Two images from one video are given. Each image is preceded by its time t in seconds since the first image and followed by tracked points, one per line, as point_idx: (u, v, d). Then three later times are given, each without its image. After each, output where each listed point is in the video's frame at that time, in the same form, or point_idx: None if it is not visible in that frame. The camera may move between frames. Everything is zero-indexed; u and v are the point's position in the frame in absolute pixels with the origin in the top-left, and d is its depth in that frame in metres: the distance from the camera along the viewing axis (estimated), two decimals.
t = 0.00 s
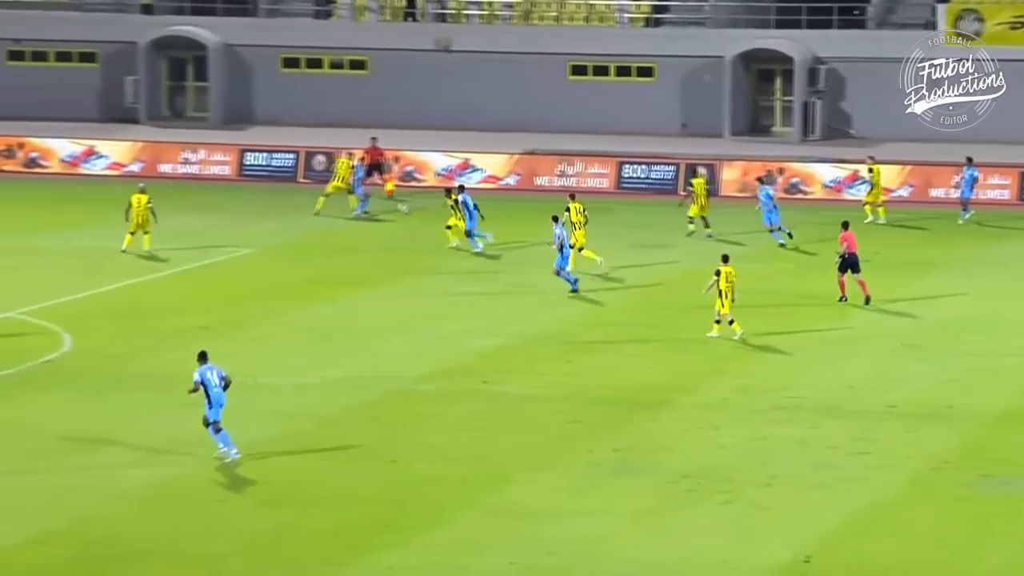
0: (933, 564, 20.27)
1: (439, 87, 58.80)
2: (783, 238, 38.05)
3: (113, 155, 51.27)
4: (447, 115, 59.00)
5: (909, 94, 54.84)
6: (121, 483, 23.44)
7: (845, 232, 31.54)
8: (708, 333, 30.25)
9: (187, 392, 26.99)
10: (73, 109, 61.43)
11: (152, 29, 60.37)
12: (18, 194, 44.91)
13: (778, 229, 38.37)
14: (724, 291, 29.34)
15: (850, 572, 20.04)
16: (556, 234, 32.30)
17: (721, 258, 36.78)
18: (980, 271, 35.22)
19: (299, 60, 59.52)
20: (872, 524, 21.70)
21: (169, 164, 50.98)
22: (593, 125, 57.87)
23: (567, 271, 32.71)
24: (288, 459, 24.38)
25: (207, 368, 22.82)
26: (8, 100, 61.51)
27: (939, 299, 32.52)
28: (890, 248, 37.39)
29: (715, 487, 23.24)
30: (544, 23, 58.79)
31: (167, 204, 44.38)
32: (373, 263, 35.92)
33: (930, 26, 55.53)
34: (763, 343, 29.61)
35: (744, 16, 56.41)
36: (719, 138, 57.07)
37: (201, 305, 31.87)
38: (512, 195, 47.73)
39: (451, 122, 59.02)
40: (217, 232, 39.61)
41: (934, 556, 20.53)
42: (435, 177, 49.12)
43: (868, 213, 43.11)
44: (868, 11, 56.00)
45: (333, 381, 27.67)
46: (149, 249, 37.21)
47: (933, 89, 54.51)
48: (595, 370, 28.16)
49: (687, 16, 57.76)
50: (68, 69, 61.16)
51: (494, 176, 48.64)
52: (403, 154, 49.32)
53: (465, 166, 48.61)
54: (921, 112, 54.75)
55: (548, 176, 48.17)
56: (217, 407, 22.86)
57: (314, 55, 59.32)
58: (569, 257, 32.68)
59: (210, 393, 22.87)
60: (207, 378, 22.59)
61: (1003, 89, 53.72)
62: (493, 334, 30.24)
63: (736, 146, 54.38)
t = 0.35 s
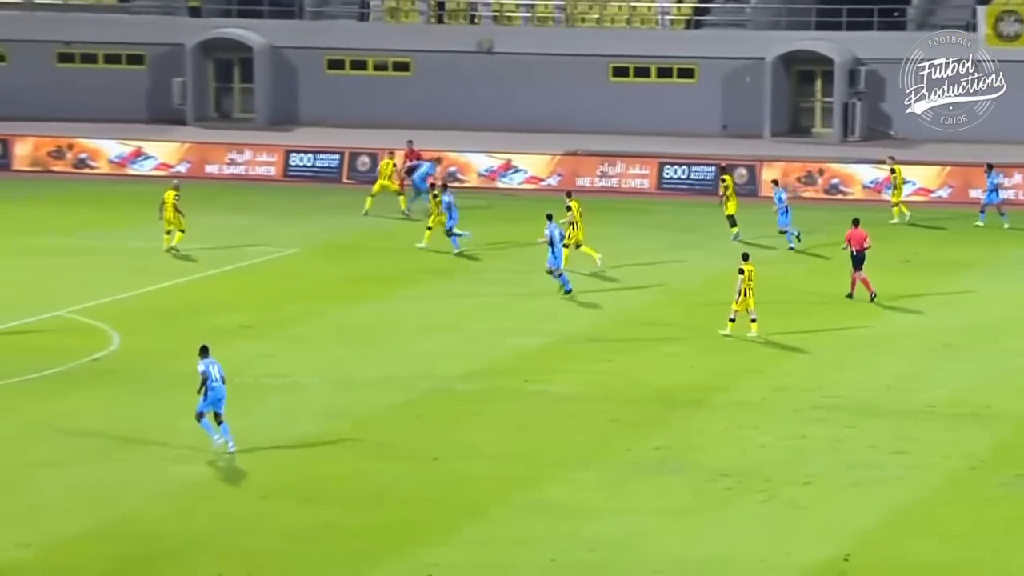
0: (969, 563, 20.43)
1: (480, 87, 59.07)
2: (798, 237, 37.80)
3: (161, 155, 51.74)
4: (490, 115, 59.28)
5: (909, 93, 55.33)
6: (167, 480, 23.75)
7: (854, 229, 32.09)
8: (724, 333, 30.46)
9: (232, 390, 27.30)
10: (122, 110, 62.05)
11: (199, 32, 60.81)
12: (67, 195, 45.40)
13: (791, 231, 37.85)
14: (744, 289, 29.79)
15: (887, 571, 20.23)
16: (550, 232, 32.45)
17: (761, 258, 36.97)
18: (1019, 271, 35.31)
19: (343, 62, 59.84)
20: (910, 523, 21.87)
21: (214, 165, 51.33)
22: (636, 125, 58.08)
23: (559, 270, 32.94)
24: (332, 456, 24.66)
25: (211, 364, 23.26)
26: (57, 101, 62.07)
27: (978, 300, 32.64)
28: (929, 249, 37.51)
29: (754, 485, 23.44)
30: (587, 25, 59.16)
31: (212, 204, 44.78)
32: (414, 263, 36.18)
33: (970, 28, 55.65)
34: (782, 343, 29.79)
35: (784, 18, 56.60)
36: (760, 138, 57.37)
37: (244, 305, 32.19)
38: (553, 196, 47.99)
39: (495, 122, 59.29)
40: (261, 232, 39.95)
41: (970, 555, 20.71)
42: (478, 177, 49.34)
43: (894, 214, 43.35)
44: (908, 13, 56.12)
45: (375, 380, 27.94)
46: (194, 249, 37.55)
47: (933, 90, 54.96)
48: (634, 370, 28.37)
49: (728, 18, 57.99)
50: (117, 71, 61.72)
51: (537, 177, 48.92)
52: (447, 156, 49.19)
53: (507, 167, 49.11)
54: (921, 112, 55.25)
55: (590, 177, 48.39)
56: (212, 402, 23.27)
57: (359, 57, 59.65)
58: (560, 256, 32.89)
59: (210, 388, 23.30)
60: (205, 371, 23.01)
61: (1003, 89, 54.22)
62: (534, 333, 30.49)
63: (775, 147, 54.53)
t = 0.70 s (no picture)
0: (994, 563, 20.53)
1: (508, 88, 59.34)
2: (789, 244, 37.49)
3: (190, 156, 52.15)
4: (517, 116, 59.53)
5: (909, 93, 55.81)
6: (197, 478, 23.96)
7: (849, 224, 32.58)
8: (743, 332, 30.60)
9: (262, 389, 27.52)
10: (153, 111, 62.41)
11: (229, 34, 61.06)
12: (99, 195, 45.76)
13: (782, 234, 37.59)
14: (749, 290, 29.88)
15: (912, 570, 20.33)
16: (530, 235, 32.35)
17: (789, 258, 37.11)
18: None
19: (372, 64, 60.12)
20: (935, 522, 21.97)
21: (245, 166, 51.71)
22: (661, 126, 58.25)
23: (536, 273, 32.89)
24: (360, 455, 24.85)
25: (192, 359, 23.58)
26: (89, 103, 62.44)
27: (1004, 300, 32.73)
28: (955, 250, 37.57)
29: (779, 485, 23.56)
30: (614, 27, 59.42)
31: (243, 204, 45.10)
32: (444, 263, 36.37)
33: (996, 29, 55.68)
34: (785, 343, 29.95)
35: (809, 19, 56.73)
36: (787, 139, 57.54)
37: (273, 304, 32.42)
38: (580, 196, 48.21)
39: (524, 123, 59.53)
40: (290, 232, 40.22)
41: (994, 555, 20.81)
42: (505, 178, 49.41)
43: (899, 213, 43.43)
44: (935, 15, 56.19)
45: (403, 379, 28.13)
46: (223, 250, 37.81)
47: (933, 90, 55.34)
48: (661, 369, 28.52)
49: (756, 19, 58.15)
50: (148, 73, 62.07)
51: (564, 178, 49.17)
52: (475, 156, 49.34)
53: (535, 167, 49.18)
54: (921, 112, 55.69)
55: (617, 178, 48.58)
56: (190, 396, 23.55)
57: (389, 59, 59.87)
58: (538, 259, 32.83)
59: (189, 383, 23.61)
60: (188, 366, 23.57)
61: (1002, 89, 54.35)
62: (560, 333, 30.65)
63: (801, 148, 54.67)
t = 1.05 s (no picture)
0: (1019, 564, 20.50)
1: (530, 89, 59.44)
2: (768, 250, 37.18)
3: (213, 156, 52.20)
4: (539, 117, 59.63)
5: (909, 93, 55.58)
6: (220, 477, 24.00)
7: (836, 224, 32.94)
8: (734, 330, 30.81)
9: (284, 389, 27.56)
10: (175, 111, 62.58)
11: (251, 34, 61.11)
12: (121, 195, 45.89)
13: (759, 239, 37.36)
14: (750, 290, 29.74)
15: (935, 570, 20.32)
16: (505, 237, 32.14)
17: (811, 258, 37.13)
18: None
19: (394, 64, 60.20)
20: (959, 522, 21.95)
21: (267, 165, 51.74)
22: (682, 126, 58.35)
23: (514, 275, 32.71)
24: (383, 454, 24.88)
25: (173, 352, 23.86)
26: (113, 102, 62.65)
27: None
28: (977, 251, 37.52)
29: (802, 485, 23.54)
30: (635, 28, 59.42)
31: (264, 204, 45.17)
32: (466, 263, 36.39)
33: (1019, 29, 55.61)
34: (786, 343, 29.96)
35: (830, 19, 56.55)
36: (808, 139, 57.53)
37: (295, 304, 32.47)
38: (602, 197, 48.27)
39: (547, 123, 59.63)
40: (311, 232, 40.26)
41: (1020, 555, 20.78)
42: (526, 178, 49.55)
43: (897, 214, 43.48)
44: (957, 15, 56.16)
45: (425, 378, 28.16)
46: (244, 249, 37.84)
47: (933, 89, 55.56)
48: (682, 369, 28.52)
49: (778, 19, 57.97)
50: (171, 73, 62.25)
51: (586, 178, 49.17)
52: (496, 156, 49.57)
53: (556, 167, 49.29)
54: (921, 111, 55.66)
55: (639, 178, 48.61)
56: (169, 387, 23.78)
57: (410, 59, 59.97)
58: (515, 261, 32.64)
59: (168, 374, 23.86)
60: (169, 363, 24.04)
61: (1002, 89, 54.77)
62: (581, 333, 30.67)
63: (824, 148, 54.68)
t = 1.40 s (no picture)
0: None
1: (548, 88, 59.48)
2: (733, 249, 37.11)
3: (231, 157, 52.30)
4: (557, 117, 59.68)
5: (908, 93, 55.28)
6: (238, 477, 24.02)
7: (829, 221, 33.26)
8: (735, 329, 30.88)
9: (302, 389, 27.57)
10: (194, 111, 62.71)
11: (269, 34, 61.14)
12: (139, 195, 45.95)
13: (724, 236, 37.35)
14: (749, 287, 30.05)
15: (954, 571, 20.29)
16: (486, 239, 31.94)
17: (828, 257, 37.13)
18: None
19: (412, 64, 60.22)
20: (977, 523, 21.92)
21: (284, 166, 51.79)
22: (700, 126, 58.40)
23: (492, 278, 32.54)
24: (401, 454, 24.89)
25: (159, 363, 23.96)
26: (129, 102, 62.74)
27: None
28: (995, 251, 37.45)
29: (820, 485, 23.53)
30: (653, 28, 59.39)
31: (281, 204, 45.22)
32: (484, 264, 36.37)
33: None
34: (785, 343, 30.00)
35: (849, 19, 56.47)
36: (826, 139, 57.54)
37: (313, 303, 32.49)
38: (621, 197, 48.29)
39: (567, 122, 59.65)
40: (328, 232, 40.28)
41: None
42: (544, 178, 49.47)
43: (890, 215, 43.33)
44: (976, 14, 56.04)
45: (443, 378, 28.17)
46: (261, 250, 37.85)
47: (933, 90, 55.21)
48: (700, 369, 28.51)
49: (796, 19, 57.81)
50: (188, 73, 62.34)
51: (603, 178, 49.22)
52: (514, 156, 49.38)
53: (574, 167, 49.27)
54: (921, 111, 55.26)
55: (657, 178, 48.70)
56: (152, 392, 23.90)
57: (428, 58, 59.99)
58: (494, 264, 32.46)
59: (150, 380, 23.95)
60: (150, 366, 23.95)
61: (1002, 89, 54.89)
62: (599, 333, 30.66)
63: (843, 148, 54.66)
